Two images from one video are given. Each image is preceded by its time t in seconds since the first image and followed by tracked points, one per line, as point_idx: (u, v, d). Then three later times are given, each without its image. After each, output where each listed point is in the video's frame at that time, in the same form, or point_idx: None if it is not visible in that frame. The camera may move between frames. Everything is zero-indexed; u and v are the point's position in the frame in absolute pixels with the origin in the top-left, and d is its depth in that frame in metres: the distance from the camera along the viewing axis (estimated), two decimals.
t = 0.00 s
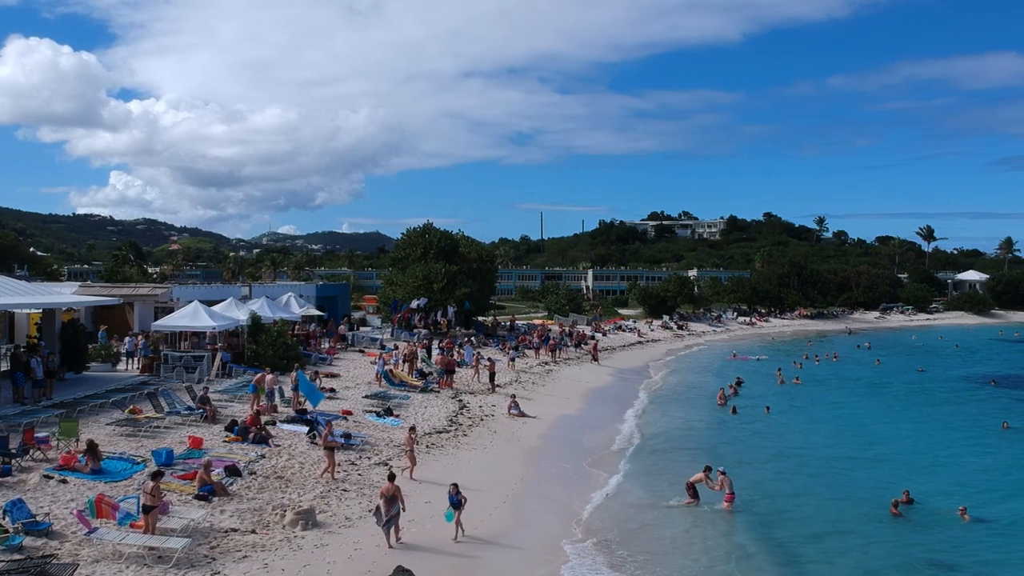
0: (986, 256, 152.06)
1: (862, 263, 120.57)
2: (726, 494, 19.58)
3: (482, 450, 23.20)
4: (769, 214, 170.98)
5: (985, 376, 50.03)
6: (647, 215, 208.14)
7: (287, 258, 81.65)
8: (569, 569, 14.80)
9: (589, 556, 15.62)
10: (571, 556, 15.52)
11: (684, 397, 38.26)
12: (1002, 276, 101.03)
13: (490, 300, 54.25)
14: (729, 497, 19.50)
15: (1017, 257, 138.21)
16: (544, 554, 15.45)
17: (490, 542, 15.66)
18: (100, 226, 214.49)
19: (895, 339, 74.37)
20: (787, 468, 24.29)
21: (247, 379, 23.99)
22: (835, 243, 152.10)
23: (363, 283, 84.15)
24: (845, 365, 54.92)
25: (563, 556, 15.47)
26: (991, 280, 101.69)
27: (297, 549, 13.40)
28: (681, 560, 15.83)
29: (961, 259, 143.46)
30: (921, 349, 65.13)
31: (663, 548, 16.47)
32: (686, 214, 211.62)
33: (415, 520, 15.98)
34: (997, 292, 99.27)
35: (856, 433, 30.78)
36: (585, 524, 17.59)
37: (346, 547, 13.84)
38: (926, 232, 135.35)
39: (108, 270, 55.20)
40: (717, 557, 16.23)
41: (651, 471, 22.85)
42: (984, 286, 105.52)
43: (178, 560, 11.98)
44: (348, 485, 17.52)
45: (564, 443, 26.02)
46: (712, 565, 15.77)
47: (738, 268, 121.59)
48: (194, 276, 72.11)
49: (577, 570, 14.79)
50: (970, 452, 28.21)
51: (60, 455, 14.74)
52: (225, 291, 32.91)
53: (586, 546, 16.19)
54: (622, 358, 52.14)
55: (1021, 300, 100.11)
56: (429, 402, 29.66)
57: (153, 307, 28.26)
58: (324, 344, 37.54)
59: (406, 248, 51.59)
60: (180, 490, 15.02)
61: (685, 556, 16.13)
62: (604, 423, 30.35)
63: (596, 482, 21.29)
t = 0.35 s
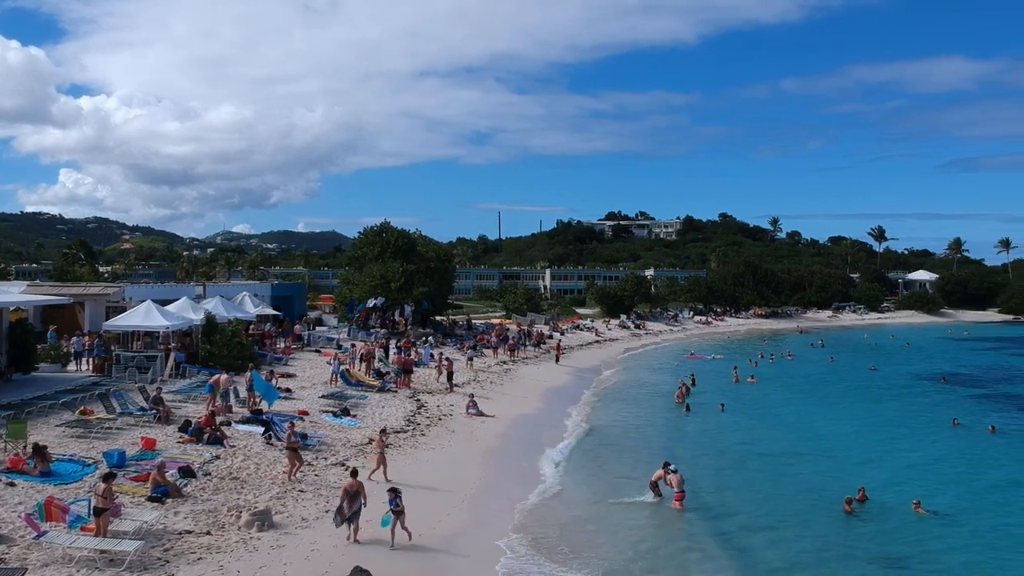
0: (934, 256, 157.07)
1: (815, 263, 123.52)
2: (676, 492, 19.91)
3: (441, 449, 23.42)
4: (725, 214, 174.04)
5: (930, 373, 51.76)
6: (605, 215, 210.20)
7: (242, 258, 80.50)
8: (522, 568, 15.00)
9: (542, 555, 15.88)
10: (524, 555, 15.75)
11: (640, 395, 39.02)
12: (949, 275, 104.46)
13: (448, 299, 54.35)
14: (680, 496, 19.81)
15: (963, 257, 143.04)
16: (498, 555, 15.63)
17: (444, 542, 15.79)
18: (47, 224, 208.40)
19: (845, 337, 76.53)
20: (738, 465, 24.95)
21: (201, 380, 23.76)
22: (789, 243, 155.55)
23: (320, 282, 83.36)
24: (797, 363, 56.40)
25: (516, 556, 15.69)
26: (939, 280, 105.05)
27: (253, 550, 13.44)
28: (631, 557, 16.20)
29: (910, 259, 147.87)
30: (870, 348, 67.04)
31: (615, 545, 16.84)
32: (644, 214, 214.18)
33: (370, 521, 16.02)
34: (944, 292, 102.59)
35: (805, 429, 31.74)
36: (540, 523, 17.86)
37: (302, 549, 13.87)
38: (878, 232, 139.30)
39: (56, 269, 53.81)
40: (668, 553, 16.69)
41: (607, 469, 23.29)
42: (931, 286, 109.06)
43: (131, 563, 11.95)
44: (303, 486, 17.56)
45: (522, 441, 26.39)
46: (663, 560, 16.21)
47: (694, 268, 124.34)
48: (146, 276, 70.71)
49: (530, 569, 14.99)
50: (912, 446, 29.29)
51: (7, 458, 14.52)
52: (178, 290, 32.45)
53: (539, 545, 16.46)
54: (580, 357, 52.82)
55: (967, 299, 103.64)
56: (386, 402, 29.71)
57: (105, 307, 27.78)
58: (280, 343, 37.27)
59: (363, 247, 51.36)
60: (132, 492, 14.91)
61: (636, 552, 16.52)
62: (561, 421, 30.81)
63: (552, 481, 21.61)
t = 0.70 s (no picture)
0: (887, 256, 161.39)
1: (772, 262, 125.98)
2: (635, 487, 20.17)
3: (402, 448, 23.61)
4: (684, 214, 176.49)
5: (882, 371, 53.38)
6: (565, 215, 211.48)
7: (198, 257, 79.18)
8: (485, 569, 15.19)
9: (505, 554, 16.09)
10: (489, 556, 15.90)
11: (600, 393, 39.63)
12: (903, 275, 107.49)
13: (408, 299, 54.31)
14: (638, 491, 20.08)
15: (914, 257, 147.30)
16: (462, 555, 15.83)
17: (408, 544, 15.88)
18: None
19: (800, 336, 78.37)
20: (693, 462, 25.59)
21: (158, 380, 23.51)
22: (747, 243, 158.37)
23: (278, 282, 82.34)
24: (753, 361, 57.63)
25: (479, 556, 15.89)
26: (893, 279, 107.98)
27: (211, 552, 13.49)
28: (584, 553, 16.59)
29: (864, 259, 151.66)
30: (825, 346, 68.77)
31: (575, 542, 17.17)
32: (604, 214, 216.08)
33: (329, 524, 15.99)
34: (899, 291, 105.45)
35: (760, 426, 32.61)
36: (501, 523, 18.08)
37: (261, 550, 13.95)
38: (834, 232, 142.71)
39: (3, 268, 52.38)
40: (622, 548, 17.17)
41: (568, 469, 23.66)
42: (884, 286, 112.12)
43: (87, 566, 11.93)
44: (263, 486, 17.58)
45: (483, 441, 26.69)
46: (618, 556, 16.64)
47: (653, 267, 126.19)
48: (98, 275, 69.20)
49: (494, 570, 15.16)
50: (862, 442, 30.27)
51: None
52: (133, 290, 31.97)
53: (501, 545, 16.66)
54: (541, 356, 53.34)
55: (920, 298, 106.70)
56: (346, 402, 29.71)
57: (58, 306, 27.30)
58: (238, 343, 36.94)
59: (323, 247, 51.05)
60: (87, 494, 14.81)
61: (589, 547, 16.93)
62: (522, 420, 31.18)
63: (513, 480, 21.88)
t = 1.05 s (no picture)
0: (835, 257, 165.97)
1: (726, 263, 128.48)
2: (584, 486, 20.52)
3: (358, 448, 23.76)
4: (639, 215, 178.82)
5: (831, 369, 54.97)
6: (521, 215, 212.26)
7: (147, 256, 77.50)
8: (443, 570, 15.40)
9: (459, 556, 16.33)
10: (442, 557, 16.11)
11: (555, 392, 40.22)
12: (853, 275, 110.78)
13: (363, 298, 54.11)
14: (588, 490, 20.39)
15: (863, 257, 151.45)
16: (417, 556, 16.00)
17: (364, 546, 16.02)
18: None
19: (751, 335, 80.23)
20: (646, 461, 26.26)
21: (107, 381, 23.21)
22: (701, 243, 161.20)
23: (230, 282, 81.04)
24: (705, 359, 58.95)
25: (435, 557, 16.10)
26: (843, 279, 111.23)
27: (163, 555, 13.54)
28: (527, 550, 16.97)
29: (815, 259, 155.59)
30: (775, 345, 70.50)
31: (528, 541, 17.54)
32: (560, 214, 217.47)
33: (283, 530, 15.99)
34: (849, 291, 108.62)
35: (710, 424, 33.52)
36: (457, 524, 18.30)
37: (214, 552, 14.02)
38: (786, 232, 146.12)
39: None
40: (571, 544, 17.67)
41: (522, 468, 24.09)
42: (833, 286, 115.42)
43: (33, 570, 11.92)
44: (215, 488, 17.57)
45: (439, 441, 27.00)
46: (568, 552, 17.13)
47: (608, 267, 127.66)
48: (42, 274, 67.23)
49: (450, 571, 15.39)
50: (809, 438, 31.33)
51: None
52: (81, 289, 31.44)
53: (457, 547, 16.88)
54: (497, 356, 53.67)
55: (869, 298, 109.81)
56: (301, 402, 29.66)
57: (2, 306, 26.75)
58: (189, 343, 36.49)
59: (276, 245, 50.62)
60: (35, 497, 14.69)
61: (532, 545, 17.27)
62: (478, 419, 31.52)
63: (469, 480, 22.16)
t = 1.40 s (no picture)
0: (786, 257, 169.93)
1: (681, 263, 130.53)
2: (538, 481, 20.89)
3: (314, 449, 23.82)
4: (596, 215, 180.49)
5: (783, 368, 56.47)
6: (479, 215, 212.40)
7: (95, 255, 75.71)
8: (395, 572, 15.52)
9: (411, 556, 16.46)
10: (393, 558, 16.24)
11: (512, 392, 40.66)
12: (806, 275, 113.77)
13: (319, 298, 53.78)
14: (541, 486, 20.81)
15: (816, 257, 155.33)
16: (371, 558, 16.09)
17: (317, 548, 16.06)
18: None
19: (705, 334, 81.89)
20: (600, 459, 26.81)
21: (56, 381, 22.87)
22: (657, 243, 163.50)
23: (182, 281, 79.66)
24: (659, 358, 60.08)
25: (389, 559, 16.20)
26: (795, 279, 114.37)
27: (114, 558, 13.54)
28: (478, 550, 17.18)
29: (768, 259, 159.01)
30: (729, 344, 72.05)
31: (481, 540, 17.81)
32: (518, 213, 218.22)
33: (231, 535, 15.86)
34: (802, 291, 112.18)
35: (664, 422, 34.31)
36: (412, 526, 18.44)
37: (166, 555, 14.03)
38: (741, 232, 149.17)
39: None
40: (523, 541, 18.10)
41: (477, 467, 24.44)
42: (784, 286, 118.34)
43: None
44: (168, 490, 17.51)
45: (396, 441, 27.16)
46: (520, 548, 17.55)
47: (565, 267, 128.62)
48: None
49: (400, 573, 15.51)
50: (759, 435, 32.28)
51: None
52: (29, 289, 30.81)
53: (411, 548, 17.01)
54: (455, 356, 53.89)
55: (821, 298, 112.74)
56: (256, 403, 29.54)
57: None
58: (141, 343, 35.97)
59: (230, 244, 50.02)
60: None
61: (482, 545, 17.48)
62: (435, 419, 31.78)
63: (423, 480, 22.36)
